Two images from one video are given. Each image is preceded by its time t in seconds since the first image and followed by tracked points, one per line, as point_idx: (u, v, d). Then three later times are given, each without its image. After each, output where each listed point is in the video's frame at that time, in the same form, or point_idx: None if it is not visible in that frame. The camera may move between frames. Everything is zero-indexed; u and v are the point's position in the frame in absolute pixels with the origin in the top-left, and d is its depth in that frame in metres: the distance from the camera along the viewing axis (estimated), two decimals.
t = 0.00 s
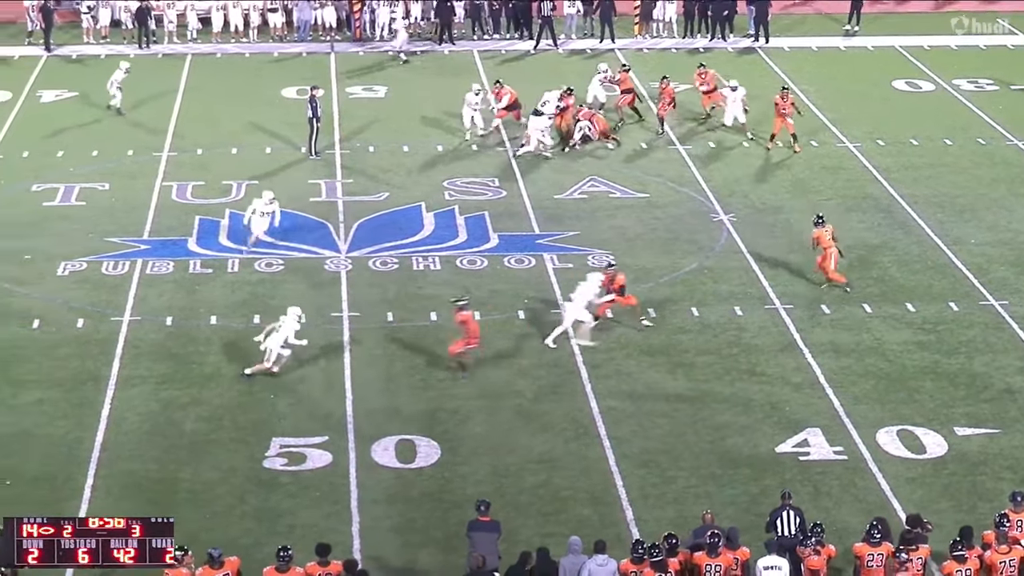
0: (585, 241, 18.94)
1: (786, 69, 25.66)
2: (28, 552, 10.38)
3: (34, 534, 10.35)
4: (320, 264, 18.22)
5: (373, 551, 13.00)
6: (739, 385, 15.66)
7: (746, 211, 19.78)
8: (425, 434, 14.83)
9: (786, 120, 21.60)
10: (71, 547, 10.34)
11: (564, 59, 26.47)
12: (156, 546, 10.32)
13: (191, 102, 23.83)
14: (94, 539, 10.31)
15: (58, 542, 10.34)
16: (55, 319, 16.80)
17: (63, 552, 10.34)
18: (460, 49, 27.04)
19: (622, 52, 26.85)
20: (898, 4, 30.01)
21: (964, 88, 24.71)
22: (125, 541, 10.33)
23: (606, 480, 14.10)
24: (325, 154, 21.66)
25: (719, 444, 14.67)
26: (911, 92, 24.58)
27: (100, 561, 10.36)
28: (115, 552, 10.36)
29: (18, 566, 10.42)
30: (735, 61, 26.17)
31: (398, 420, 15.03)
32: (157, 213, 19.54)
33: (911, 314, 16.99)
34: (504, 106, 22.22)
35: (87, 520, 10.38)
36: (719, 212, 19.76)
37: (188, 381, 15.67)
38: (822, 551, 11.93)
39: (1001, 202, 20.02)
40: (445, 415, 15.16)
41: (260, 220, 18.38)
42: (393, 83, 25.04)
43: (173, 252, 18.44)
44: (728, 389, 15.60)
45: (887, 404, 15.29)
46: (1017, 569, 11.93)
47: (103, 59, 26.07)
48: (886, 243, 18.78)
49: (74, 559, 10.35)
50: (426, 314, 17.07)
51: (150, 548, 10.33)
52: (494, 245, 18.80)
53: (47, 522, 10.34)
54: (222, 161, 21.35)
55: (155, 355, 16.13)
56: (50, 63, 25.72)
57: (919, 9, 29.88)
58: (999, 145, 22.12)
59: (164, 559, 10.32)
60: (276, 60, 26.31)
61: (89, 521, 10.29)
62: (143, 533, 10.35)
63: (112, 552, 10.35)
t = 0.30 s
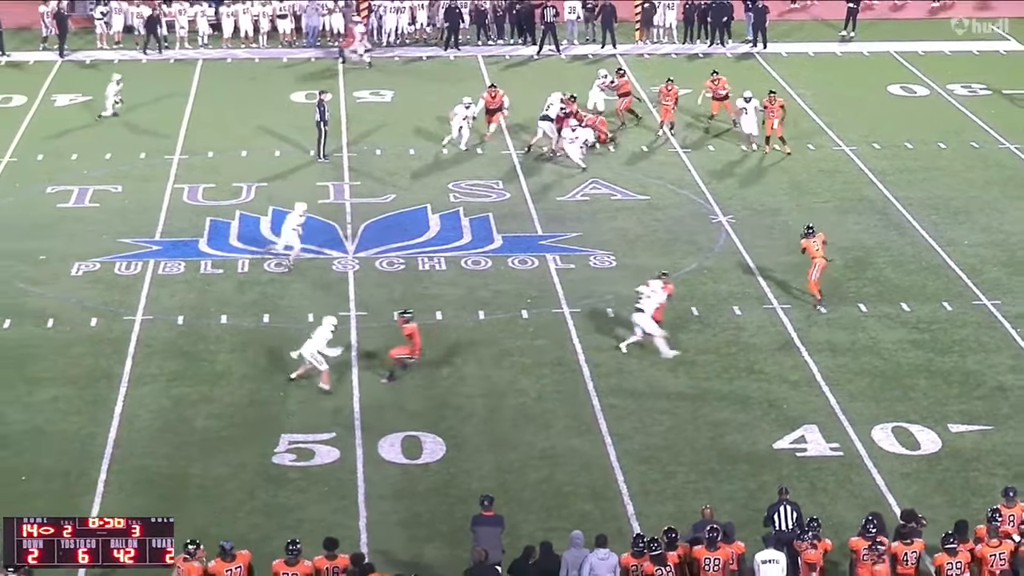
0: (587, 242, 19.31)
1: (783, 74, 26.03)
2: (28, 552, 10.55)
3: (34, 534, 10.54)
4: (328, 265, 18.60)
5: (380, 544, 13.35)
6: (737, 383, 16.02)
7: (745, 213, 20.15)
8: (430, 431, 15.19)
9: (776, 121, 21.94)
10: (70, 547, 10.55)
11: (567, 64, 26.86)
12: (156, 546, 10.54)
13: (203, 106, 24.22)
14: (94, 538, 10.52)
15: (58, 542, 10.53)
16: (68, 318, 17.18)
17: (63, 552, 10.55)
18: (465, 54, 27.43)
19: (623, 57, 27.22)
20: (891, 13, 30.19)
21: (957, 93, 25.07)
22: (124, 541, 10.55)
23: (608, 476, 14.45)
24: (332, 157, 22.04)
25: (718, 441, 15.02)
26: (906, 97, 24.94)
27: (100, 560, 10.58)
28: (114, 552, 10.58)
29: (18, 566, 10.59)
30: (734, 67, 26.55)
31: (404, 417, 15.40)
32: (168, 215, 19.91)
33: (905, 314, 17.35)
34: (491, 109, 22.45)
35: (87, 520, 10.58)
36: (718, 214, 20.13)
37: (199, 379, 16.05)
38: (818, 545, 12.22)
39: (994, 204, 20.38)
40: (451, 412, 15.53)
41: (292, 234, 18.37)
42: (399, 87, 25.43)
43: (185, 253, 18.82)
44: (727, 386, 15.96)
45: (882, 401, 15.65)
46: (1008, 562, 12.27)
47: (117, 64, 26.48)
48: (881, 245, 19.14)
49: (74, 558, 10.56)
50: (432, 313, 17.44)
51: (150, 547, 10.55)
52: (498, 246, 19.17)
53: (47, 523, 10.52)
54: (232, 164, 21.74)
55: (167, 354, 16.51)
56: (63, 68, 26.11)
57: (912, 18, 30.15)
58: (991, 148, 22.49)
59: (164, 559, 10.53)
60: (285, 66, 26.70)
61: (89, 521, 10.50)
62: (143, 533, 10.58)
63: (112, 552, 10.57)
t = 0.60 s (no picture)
0: (586, 243, 19.82)
1: (777, 81, 26.55)
2: (29, 552, 10.95)
3: (33, 534, 10.91)
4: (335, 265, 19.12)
5: (385, 536, 13.82)
6: (732, 380, 16.52)
7: (740, 215, 20.65)
8: (434, 426, 15.69)
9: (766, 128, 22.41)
10: (70, 547, 10.92)
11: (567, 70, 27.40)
12: (156, 546, 10.91)
13: (213, 112, 24.75)
14: (94, 538, 10.89)
15: (58, 542, 10.91)
16: (82, 317, 17.71)
17: (63, 552, 10.93)
18: (468, 61, 27.98)
19: (621, 64, 27.74)
20: (881, 20, 31.30)
21: (945, 98, 25.57)
22: (125, 541, 10.93)
23: (606, 471, 14.94)
24: (339, 161, 22.56)
25: (712, 437, 15.51)
26: (895, 103, 25.44)
27: (99, 560, 10.94)
28: (115, 552, 10.95)
29: (20, 565, 11.01)
30: (729, 73, 27.07)
31: (409, 414, 15.90)
32: (180, 217, 20.44)
33: (894, 313, 17.85)
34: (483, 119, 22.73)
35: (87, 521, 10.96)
36: (713, 216, 20.64)
37: (209, 376, 16.56)
38: (809, 537, 12.69)
39: (981, 207, 20.88)
40: (454, 408, 16.03)
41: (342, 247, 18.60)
42: (403, 93, 25.96)
43: (196, 254, 19.34)
44: (721, 383, 16.46)
45: (872, 398, 16.14)
46: (993, 553, 12.59)
47: (129, 71, 27.03)
48: (871, 246, 19.64)
49: (74, 558, 10.93)
50: (436, 313, 17.95)
51: (151, 547, 10.93)
52: (500, 248, 19.67)
53: (47, 523, 10.90)
54: (242, 167, 22.27)
55: (178, 352, 17.02)
56: (78, 75, 26.66)
57: (901, 25, 31.24)
58: (978, 153, 22.98)
59: (163, 558, 10.90)
60: (295, 72, 27.24)
61: (89, 521, 10.87)
62: (143, 533, 10.96)
63: (112, 552, 10.94)
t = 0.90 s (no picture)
0: (579, 244, 20.31)
1: (764, 87, 27.06)
2: (28, 552, 10.83)
3: (33, 534, 10.79)
4: (334, 265, 19.62)
5: (384, 528, 14.26)
6: (721, 378, 16.98)
7: (730, 217, 21.13)
8: (430, 423, 16.17)
9: (754, 134, 22.76)
10: (70, 547, 10.78)
11: (559, 75, 27.94)
12: (156, 546, 10.74)
13: (215, 117, 25.25)
14: (94, 538, 10.72)
15: (58, 542, 10.78)
16: (89, 316, 18.20)
17: (63, 552, 10.80)
18: (463, 67, 28.53)
19: (613, 70, 28.26)
20: (864, 28, 32.14)
21: (927, 104, 26.07)
22: (125, 541, 10.75)
23: (598, 465, 15.38)
24: (339, 165, 23.06)
25: (701, 432, 15.97)
26: (879, 108, 25.95)
27: (99, 560, 10.79)
28: (114, 552, 10.78)
29: (19, 565, 10.89)
30: (717, 79, 27.60)
31: (406, 411, 16.38)
32: (183, 219, 20.92)
33: (878, 312, 18.34)
34: (473, 128, 23.11)
35: (86, 520, 10.80)
36: (702, 218, 21.14)
37: (212, 374, 17.05)
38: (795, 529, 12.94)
39: (962, 209, 21.38)
40: (450, 405, 16.51)
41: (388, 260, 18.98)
42: (401, 98, 26.47)
43: (199, 255, 19.83)
44: (710, 381, 16.93)
45: (855, 394, 16.62)
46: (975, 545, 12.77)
47: (134, 77, 27.56)
48: (855, 247, 20.13)
49: (74, 558, 10.78)
50: (432, 312, 18.43)
51: (151, 547, 10.75)
52: (495, 249, 20.15)
53: (46, 523, 10.77)
54: (243, 171, 22.77)
55: (182, 350, 17.50)
56: (85, 82, 27.16)
57: (883, 33, 32.08)
58: (959, 156, 23.47)
59: (163, 559, 10.73)
60: (295, 78, 27.77)
61: (89, 521, 10.72)
62: (143, 533, 10.78)
63: (112, 552, 10.77)
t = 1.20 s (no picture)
0: (571, 245, 20.62)
1: (752, 90, 27.38)
2: (28, 552, 10.99)
3: (34, 534, 10.95)
4: (330, 266, 19.93)
5: (379, 525, 14.54)
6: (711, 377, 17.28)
7: (720, 218, 21.44)
8: (425, 421, 16.47)
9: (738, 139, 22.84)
10: (70, 547, 10.91)
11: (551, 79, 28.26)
12: (156, 546, 10.83)
13: (214, 120, 25.55)
14: (94, 538, 10.85)
15: (58, 542, 10.92)
16: (89, 317, 18.50)
17: (63, 552, 10.94)
18: (456, 71, 28.86)
19: (604, 74, 28.58)
20: (850, 32, 32.52)
21: (912, 107, 26.40)
22: (125, 541, 10.86)
23: (589, 462, 15.67)
24: (334, 168, 23.36)
25: (691, 429, 16.26)
26: (864, 111, 26.28)
27: (99, 560, 10.90)
28: (114, 552, 10.88)
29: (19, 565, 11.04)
30: (706, 83, 27.92)
31: (401, 409, 16.68)
32: (182, 221, 21.22)
33: (864, 312, 18.64)
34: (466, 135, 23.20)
35: (86, 520, 10.93)
36: (691, 219, 21.46)
37: (211, 373, 17.35)
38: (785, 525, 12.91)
39: (948, 210, 21.70)
40: (443, 404, 16.81)
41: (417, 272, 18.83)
42: (396, 101, 26.79)
43: (197, 256, 20.14)
44: (699, 379, 17.24)
45: (841, 392, 16.92)
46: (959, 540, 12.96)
47: (134, 80, 27.86)
48: (842, 248, 20.45)
49: (74, 558, 10.92)
50: (427, 312, 18.73)
51: (150, 547, 10.85)
52: (488, 250, 20.46)
53: (47, 523, 10.93)
54: (241, 173, 23.08)
55: (181, 350, 17.81)
56: (84, 85, 27.46)
57: (868, 37, 32.48)
58: (944, 159, 23.80)
59: (163, 558, 10.83)
60: (291, 82, 28.09)
61: (89, 521, 10.84)
62: (143, 533, 10.88)
63: (112, 552, 10.88)
